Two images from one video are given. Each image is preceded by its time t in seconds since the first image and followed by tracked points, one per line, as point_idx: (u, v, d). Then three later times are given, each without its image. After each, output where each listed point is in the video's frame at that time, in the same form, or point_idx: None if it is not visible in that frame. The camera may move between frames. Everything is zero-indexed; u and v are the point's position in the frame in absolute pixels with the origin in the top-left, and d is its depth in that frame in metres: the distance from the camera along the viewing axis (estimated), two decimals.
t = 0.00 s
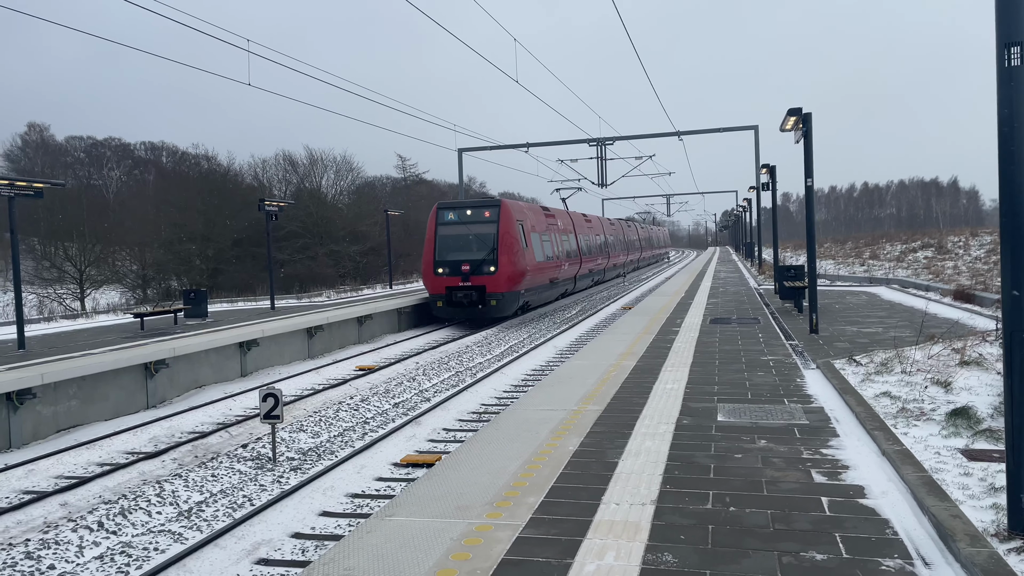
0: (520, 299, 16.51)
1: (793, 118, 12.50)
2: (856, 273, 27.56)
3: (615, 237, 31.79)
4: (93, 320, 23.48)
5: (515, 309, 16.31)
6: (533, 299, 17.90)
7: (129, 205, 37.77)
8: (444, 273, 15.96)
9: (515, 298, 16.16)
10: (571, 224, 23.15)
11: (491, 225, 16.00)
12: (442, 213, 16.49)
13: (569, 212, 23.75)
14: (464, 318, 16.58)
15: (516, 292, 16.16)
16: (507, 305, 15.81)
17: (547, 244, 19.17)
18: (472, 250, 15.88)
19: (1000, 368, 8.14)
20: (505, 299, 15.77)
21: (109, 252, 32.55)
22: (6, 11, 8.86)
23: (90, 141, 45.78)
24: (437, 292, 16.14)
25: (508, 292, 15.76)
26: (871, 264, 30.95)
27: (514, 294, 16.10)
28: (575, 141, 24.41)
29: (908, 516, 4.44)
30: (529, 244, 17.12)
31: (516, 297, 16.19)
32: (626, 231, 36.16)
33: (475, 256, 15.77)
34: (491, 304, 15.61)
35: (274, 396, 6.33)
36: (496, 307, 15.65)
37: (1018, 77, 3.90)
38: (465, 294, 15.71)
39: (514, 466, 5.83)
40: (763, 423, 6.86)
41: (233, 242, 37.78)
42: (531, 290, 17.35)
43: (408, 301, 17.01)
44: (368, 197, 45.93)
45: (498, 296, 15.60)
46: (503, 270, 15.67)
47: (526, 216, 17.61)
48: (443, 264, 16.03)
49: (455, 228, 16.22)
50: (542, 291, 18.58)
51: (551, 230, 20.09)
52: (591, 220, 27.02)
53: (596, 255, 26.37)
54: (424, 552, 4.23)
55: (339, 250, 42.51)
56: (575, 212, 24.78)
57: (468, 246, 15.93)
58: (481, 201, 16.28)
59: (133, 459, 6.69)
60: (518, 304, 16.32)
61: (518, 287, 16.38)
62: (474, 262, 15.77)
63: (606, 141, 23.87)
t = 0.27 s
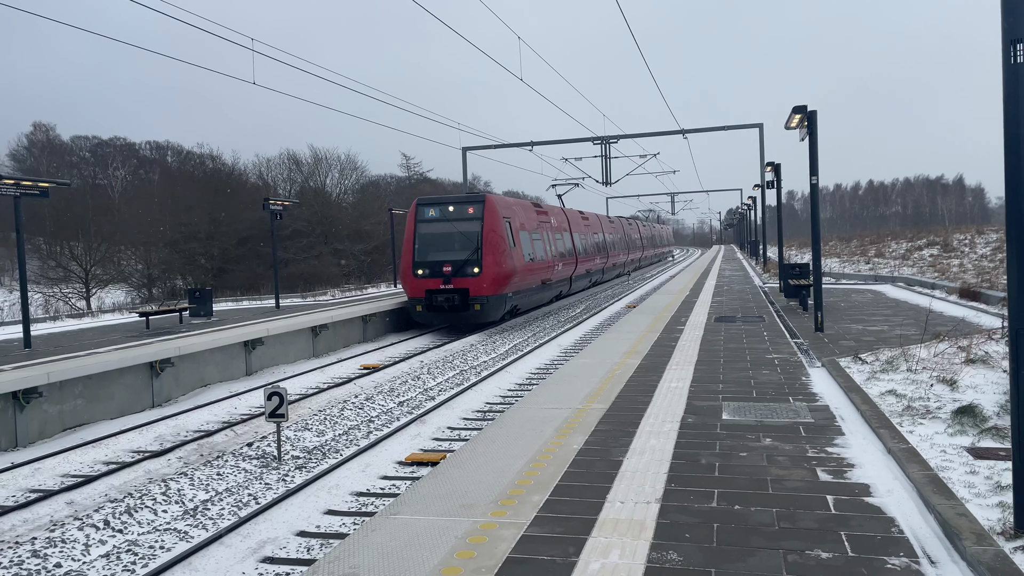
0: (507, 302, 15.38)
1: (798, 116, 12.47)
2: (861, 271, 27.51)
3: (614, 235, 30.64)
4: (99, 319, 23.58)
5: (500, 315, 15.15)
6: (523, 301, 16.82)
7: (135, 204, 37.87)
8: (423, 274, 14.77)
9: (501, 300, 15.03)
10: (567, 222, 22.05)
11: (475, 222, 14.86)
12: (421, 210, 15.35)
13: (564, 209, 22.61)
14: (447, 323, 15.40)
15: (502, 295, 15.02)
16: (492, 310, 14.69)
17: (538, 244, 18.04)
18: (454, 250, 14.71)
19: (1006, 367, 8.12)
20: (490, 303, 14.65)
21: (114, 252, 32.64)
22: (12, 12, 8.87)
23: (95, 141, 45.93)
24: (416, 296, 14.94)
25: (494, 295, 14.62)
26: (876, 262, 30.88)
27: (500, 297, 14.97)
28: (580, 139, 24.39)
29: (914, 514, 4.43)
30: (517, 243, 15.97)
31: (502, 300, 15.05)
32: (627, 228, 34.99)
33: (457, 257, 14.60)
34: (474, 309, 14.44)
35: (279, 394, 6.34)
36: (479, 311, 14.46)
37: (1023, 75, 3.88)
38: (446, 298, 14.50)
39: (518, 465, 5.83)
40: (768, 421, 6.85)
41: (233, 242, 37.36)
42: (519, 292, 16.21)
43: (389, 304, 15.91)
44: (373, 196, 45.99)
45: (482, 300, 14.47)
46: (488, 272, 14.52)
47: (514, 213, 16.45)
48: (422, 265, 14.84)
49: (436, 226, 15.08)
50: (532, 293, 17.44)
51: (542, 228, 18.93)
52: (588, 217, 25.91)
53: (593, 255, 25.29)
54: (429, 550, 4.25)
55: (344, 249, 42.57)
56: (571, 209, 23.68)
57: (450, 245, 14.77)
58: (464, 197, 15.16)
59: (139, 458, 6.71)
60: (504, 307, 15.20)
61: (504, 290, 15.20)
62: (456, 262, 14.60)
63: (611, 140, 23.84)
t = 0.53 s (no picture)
0: (491, 305, 14.25)
1: (801, 115, 12.43)
2: (865, 270, 27.46)
3: (614, 235, 29.39)
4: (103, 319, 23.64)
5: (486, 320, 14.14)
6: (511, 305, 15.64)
7: (138, 204, 37.95)
8: (399, 278, 13.67)
9: (485, 305, 13.92)
10: (560, 221, 20.86)
11: (455, 221, 13.77)
12: (397, 207, 14.23)
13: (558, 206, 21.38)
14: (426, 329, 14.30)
15: (485, 300, 13.92)
16: (474, 316, 13.56)
17: (527, 244, 16.86)
18: (432, 251, 13.63)
19: (1011, 366, 8.10)
20: (472, 308, 13.51)
21: (118, 252, 32.70)
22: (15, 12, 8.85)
23: (99, 141, 46.03)
24: (391, 301, 13.82)
25: (475, 300, 13.52)
26: (879, 261, 30.81)
27: (483, 302, 13.86)
28: (583, 139, 24.36)
29: (919, 513, 4.42)
30: (501, 243, 14.87)
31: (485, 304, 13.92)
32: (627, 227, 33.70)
33: (435, 259, 13.51)
34: (454, 315, 13.35)
35: (283, 394, 6.34)
36: (458, 318, 13.39)
37: None
38: (424, 303, 13.40)
39: (521, 464, 5.81)
40: (772, 420, 6.84)
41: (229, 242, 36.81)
42: (504, 296, 15.05)
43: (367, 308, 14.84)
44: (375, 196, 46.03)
45: (462, 306, 13.39)
46: (468, 275, 13.41)
47: (499, 211, 15.33)
48: (398, 268, 13.76)
49: (412, 225, 13.98)
50: (520, 297, 16.30)
51: (532, 227, 17.74)
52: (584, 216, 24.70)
53: (590, 256, 24.06)
54: (434, 549, 4.25)
55: (347, 249, 42.60)
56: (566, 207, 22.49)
57: (427, 246, 13.69)
58: (443, 193, 14.06)
59: (144, 457, 6.73)
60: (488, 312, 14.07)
61: (487, 294, 14.10)
62: (434, 265, 13.52)
63: (614, 139, 23.80)
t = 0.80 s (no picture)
0: (469, 312, 12.87)
1: (803, 116, 12.43)
2: (866, 271, 27.43)
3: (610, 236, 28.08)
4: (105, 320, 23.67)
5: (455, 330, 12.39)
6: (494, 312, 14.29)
7: (140, 205, 37.98)
8: (367, 283, 12.36)
9: (462, 313, 12.55)
10: (551, 222, 19.56)
11: (429, 220, 12.48)
12: (365, 206, 12.91)
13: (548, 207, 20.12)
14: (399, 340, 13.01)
15: (462, 307, 12.55)
16: (450, 325, 12.24)
17: (512, 245, 15.55)
18: (403, 253, 12.33)
19: (1013, 367, 8.09)
20: (445, 316, 12.12)
21: (119, 252, 32.73)
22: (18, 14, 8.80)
23: (101, 142, 46.10)
24: (358, 309, 12.49)
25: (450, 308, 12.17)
26: (881, 262, 30.81)
27: (460, 310, 12.51)
28: (584, 140, 24.35)
29: (921, 514, 4.42)
30: (481, 244, 13.57)
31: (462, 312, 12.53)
32: (624, 228, 32.39)
33: (406, 262, 12.21)
34: (427, 324, 12.04)
35: (284, 394, 6.34)
36: (432, 327, 12.09)
37: None
38: (392, 311, 12.08)
39: (523, 466, 5.80)
40: (774, 421, 6.83)
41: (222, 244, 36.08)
42: (485, 303, 13.67)
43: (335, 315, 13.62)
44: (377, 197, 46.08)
45: (436, 314, 12.06)
46: (443, 280, 12.08)
47: (480, 209, 14.06)
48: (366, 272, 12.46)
49: (382, 225, 12.67)
50: (504, 304, 14.97)
51: (518, 228, 16.38)
52: (578, 217, 23.43)
53: (584, 259, 22.75)
54: (436, 550, 4.24)
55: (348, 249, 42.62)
56: (557, 207, 21.21)
57: (398, 247, 12.41)
58: (415, 190, 12.77)
59: (145, 458, 6.73)
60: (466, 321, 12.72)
61: (466, 300, 12.77)
62: (406, 269, 12.21)
63: (615, 140, 23.80)
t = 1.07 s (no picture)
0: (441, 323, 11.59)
1: (803, 118, 12.44)
2: (866, 273, 27.40)
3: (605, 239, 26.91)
4: (105, 321, 23.65)
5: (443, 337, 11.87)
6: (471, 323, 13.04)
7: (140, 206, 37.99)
8: (326, 290, 11.09)
9: (433, 323, 11.29)
10: (539, 222, 18.33)
11: (395, 219, 11.19)
12: (325, 203, 11.63)
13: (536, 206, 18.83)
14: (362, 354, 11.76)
15: (433, 316, 11.26)
16: (418, 338, 10.96)
17: (493, 248, 14.29)
18: (367, 257, 11.07)
19: (1013, 369, 8.09)
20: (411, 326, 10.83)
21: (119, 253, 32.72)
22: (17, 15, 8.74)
23: (101, 143, 46.11)
24: (316, 319, 11.20)
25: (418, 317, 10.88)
26: (881, 264, 30.82)
27: (431, 319, 11.22)
28: (584, 141, 24.37)
29: (921, 517, 4.42)
30: (455, 246, 12.28)
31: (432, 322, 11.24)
32: (620, 229, 31.15)
33: (369, 266, 10.95)
34: (392, 335, 10.77)
35: (284, 396, 6.34)
36: (397, 340, 10.81)
37: None
38: (353, 320, 10.82)
39: (523, 467, 5.80)
40: (774, 423, 6.83)
41: (213, 246, 35.53)
42: (461, 312, 12.36)
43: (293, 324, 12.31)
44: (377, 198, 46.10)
45: (402, 325, 10.78)
46: (410, 286, 10.79)
47: (455, 208, 12.81)
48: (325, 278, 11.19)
49: (344, 225, 11.41)
50: (484, 312, 13.67)
51: (500, 229, 15.07)
52: (569, 217, 22.22)
53: (576, 262, 21.55)
54: (436, 552, 4.24)
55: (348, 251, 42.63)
56: (546, 207, 20.00)
57: (361, 249, 11.14)
58: (381, 186, 11.50)
59: (145, 459, 6.72)
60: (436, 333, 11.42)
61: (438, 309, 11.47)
62: (369, 274, 10.95)
63: (615, 142, 23.82)
